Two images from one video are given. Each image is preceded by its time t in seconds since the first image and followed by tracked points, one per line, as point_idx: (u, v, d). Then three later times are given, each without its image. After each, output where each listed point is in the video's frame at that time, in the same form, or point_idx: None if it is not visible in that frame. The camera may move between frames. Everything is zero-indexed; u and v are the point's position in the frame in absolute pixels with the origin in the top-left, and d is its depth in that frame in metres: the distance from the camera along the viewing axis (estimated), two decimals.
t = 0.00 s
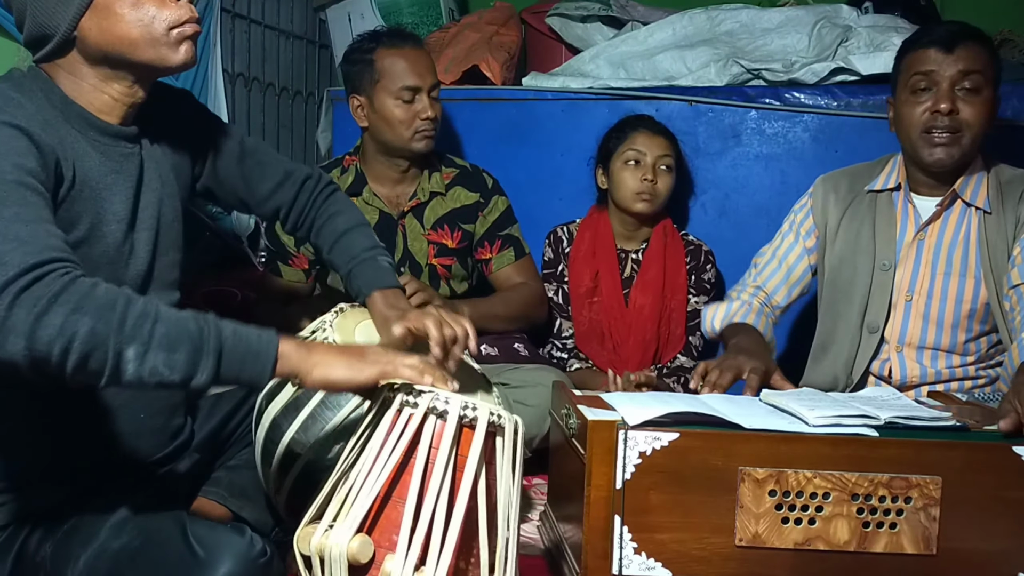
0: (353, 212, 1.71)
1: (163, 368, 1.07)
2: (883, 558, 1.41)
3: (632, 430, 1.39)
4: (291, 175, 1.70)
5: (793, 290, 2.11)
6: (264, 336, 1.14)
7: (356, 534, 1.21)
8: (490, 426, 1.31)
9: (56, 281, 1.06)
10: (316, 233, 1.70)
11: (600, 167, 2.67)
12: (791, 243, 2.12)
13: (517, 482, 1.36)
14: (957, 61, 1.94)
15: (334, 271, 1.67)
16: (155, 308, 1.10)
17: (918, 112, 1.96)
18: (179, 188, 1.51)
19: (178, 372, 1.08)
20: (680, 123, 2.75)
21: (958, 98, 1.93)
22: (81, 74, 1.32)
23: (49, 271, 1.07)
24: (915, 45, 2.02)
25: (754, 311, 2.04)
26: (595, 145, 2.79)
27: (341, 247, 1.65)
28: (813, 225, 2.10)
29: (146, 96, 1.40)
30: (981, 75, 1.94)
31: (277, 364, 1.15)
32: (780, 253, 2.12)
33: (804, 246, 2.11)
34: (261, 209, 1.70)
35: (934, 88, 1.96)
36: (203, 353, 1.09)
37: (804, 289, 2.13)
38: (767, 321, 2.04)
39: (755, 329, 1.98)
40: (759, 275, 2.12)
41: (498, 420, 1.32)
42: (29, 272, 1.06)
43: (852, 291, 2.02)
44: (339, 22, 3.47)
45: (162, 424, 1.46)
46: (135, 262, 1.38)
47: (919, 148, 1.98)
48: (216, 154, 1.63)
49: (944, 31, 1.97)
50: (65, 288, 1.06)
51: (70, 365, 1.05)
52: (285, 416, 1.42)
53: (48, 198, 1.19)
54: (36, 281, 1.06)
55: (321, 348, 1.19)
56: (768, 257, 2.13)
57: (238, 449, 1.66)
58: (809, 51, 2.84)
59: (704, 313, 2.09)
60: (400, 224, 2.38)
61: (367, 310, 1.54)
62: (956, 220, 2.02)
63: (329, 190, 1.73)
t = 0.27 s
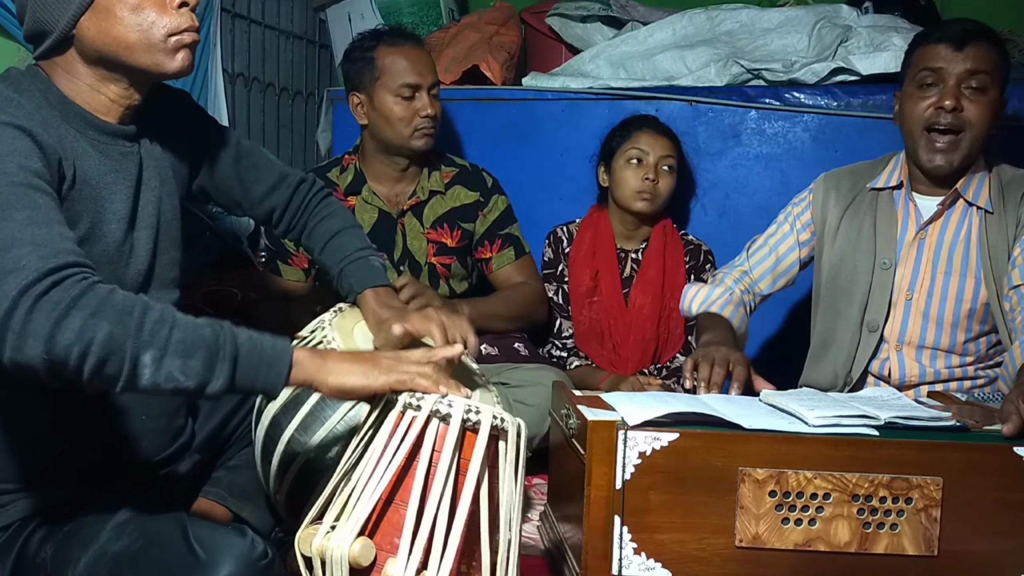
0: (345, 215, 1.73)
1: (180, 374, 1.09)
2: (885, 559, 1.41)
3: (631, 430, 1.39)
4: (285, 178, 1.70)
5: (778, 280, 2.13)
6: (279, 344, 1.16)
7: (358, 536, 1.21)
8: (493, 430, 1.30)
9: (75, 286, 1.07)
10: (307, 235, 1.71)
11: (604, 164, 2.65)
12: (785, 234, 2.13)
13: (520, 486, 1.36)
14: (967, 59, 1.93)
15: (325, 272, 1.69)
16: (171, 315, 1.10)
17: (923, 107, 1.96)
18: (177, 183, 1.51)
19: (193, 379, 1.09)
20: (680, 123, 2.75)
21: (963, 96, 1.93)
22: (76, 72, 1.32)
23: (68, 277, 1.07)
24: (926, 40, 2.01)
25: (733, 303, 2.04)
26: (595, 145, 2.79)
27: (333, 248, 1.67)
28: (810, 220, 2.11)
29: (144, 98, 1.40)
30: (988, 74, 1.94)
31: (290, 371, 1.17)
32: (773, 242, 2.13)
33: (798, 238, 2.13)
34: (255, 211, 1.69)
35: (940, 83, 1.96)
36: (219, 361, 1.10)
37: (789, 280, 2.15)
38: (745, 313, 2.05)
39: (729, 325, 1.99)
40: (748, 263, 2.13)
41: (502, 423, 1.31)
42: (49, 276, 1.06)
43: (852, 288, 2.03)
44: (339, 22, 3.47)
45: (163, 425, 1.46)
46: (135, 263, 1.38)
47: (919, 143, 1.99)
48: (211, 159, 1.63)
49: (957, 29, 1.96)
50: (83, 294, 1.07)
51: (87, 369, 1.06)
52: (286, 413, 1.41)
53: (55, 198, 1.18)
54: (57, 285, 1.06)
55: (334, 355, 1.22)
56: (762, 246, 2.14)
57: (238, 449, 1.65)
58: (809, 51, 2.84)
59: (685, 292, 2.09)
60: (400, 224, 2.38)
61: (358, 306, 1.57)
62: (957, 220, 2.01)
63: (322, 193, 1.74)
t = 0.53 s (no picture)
0: (341, 213, 1.74)
1: (169, 368, 1.07)
2: (875, 551, 1.42)
3: (631, 429, 1.40)
4: (284, 176, 1.71)
5: (798, 298, 2.12)
6: (267, 323, 1.13)
7: (355, 534, 1.21)
8: (488, 426, 1.31)
9: (54, 294, 1.07)
10: (303, 233, 1.72)
11: (599, 164, 2.67)
12: (792, 251, 2.12)
13: (516, 481, 1.37)
14: (959, 58, 1.95)
15: (320, 270, 1.69)
16: (154, 311, 1.09)
17: (920, 108, 1.97)
18: (177, 184, 1.52)
19: (184, 370, 1.08)
20: (680, 123, 2.76)
21: (959, 95, 1.94)
22: (76, 74, 1.33)
23: (47, 285, 1.07)
24: (918, 42, 2.03)
25: (753, 329, 2.02)
26: (594, 145, 2.80)
27: (328, 245, 1.67)
28: (811, 232, 2.11)
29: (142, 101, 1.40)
30: (981, 72, 1.95)
31: (284, 352, 1.14)
32: (783, 262, 2.13)
33: (804, 251, 2.11)
34: (253, 210, 1.69)
35: (935, 84, 1.97)
36: (207, 349, 1.09)
37: (809, 295, 2.14)
38: (766, 338, 2.01)
39: (751, 350, 1.96)
40: (762, 286, 2.13)
41: (496, 419, 1.32)
42: (27, 287, 1.06)
43: (852, 292, 2.03)
44: (339, 23, 3.48)
45: (163, 425, 1.46)
46: (136, 263, 1.38)
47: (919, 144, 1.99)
48: (212, 168, 1.64)
49: (948, 29, 1.98)
50: (62, 301, 1.07)
51: (78, 373, 1.06)
52: (286, 413, 1.43)
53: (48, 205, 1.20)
54: (35, 295, 1.06)
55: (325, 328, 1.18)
56: (772, 268, 2.14)
57: (238, 449, 1.66)
58: (808, 52, 2.84)
59: (705, 332, 2.08)
60: (401, 225, 2.38)
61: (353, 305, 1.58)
62: (954, 221, 2.02)
63: (319, 192, 1.75)
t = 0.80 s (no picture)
0: (347, 216, 1.73)
1: (184, 372, 1.08)
2: (877, 553, 1.42)
3: (632, 430, 1.39)
4: (286, 179, 1.71)
5: (797, 297, 2.11)
6: (282, 336, 1.15)
7: (357, 535, 1.21)
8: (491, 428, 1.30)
9: (75, 286, 1.06)
10: (308, 236, 1.71)
11: (598, 168, 2.66)
12: (792, 251, 2.12)
13: (517, 483, 1.36)
14: (949, 54, 1.95)
15: (326, 273, 1.69)
16: (173, 313, 1.09)
17: (912, 105, 1.96)
18: (178, 187, 1.51)
19: (197, 375, 1.08)
20: (680, 123, 2.75)
21: (950, 91, 1.94)
22: (81, 74, 1.32)
23: (68, 275, 1.06)
24: (908, 42, 2.02)
25: (753, 329, 2.01)
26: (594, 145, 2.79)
27: (333, 248, 1.67)
28: (811, 232, 2.10)
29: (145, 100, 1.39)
30: (973, 68, 1.94)
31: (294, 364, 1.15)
32: (784, 261, 2.12)
33: (804, 252, 2.11)
34: (255, 212, 1.69)
35: (927, 81, 1.97)
36: (221, 356, 1.09)
37: (807, 296, 2.13)
38: (766, 336, 2.01)
39: (750, 349, 1.94)
40: (762, 287, 2.11)
41: (499, 421, 1.32)
42: (49, 276, 1.05)
43: (852, 293, 2.03)
44: (339, 23, 3.46)
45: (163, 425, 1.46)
46: (136, 262, 1.38)
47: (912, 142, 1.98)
48: (213, 169, 1.62)
49: (937, 27, 1.97)
50: (82, 294, 1.06)
51: (92, 369, 1.05)
52: (285, 415, 1.43)
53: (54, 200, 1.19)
54: (57, 285, 1.05)
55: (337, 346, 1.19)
56: (772, 267, 2.13)
57: (238, 449, 1.66)
58: (809, 51, 2.84)
59: (705, 331, 2.07)
60: (401, 225, 2.37)
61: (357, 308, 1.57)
62: (954, 221, 2.02)
63: (323, 195, 1.75)
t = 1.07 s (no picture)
0: (342, 218, 1.73)
1: (169, 373, 1.06)
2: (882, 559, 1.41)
3: (632, 430, 1.39)
4: (283, 183, 1.70)
5: (798, 299, 2.11)
6: (270, 338, 1.13)
7: (353, 534, 1.21)
8: (485, 424, 1.30)
9: (60, 288, 1.06)
10: (303, 238, 1.70)
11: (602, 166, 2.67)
12: (792, 253, 2.12)
13: (515, 479, 1.35)
14: (956, 57, 1.94)
15: (320, 274, 1.68)
16: (160, 314, 1.09)
17: (915, 106, 1.96)
18: (178, 188, 1.50)
19: (184, 376, 1.07)
20: (680, 123, 2.75)
21: (954, 93, 1.94)
22: (79, 74, 1.32)
23: (52, 280, 1.06)
24: (915, 41, 2.02)
25: (756, 327, 2.01)
26: (595, 145, 2.79)
27: (328, 249, 1.66)
28: (811, 233, 2.10)
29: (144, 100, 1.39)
30: (979, 71, 1.94)
31: (282, 367, 1.13)
32: (784, 263, 2.12)
33: (805, 254, 2.10)
34: (253, 215, 1.69)
35: (931, 82, 1.96)
36: (206, 357, 1.08)
37: (810, 296, 2.13)
38: (770, 336, 2.01)
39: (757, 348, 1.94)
40: (763, 288, 2.11)
41: (494, 418, 1.31)
42: (33, 280, 1.05)
43: (852, 294, 2.03)
44: (339, 23, 3.46)
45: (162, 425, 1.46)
46: (135, 262, 1.38)
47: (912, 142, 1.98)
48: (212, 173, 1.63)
49: (946, 27, 1.97)
50: (67, 296, 1.06)
51: (77, 371, 1.05)
52: (283, 414, 1.42)
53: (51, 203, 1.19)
54: (40, 289, 1.05)
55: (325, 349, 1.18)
56: (771, 269, 2.13)
57: (238, 449, 1.65)
58: (809, 51, 2.84)
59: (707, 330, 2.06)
60: (401, 225, 2.37)
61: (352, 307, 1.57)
62: (954, 222, 2.02)
63: (319, 198, 1.74)
